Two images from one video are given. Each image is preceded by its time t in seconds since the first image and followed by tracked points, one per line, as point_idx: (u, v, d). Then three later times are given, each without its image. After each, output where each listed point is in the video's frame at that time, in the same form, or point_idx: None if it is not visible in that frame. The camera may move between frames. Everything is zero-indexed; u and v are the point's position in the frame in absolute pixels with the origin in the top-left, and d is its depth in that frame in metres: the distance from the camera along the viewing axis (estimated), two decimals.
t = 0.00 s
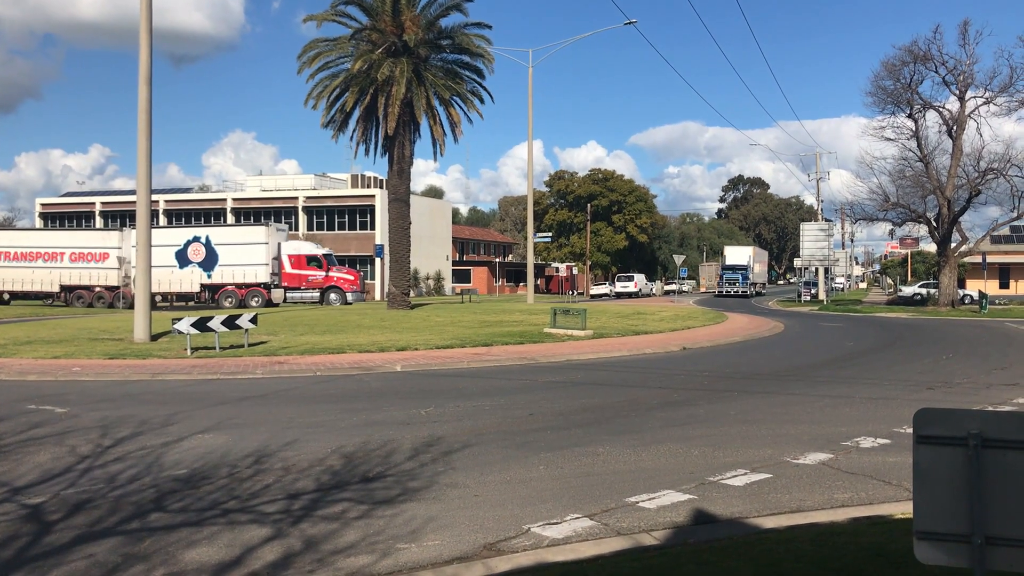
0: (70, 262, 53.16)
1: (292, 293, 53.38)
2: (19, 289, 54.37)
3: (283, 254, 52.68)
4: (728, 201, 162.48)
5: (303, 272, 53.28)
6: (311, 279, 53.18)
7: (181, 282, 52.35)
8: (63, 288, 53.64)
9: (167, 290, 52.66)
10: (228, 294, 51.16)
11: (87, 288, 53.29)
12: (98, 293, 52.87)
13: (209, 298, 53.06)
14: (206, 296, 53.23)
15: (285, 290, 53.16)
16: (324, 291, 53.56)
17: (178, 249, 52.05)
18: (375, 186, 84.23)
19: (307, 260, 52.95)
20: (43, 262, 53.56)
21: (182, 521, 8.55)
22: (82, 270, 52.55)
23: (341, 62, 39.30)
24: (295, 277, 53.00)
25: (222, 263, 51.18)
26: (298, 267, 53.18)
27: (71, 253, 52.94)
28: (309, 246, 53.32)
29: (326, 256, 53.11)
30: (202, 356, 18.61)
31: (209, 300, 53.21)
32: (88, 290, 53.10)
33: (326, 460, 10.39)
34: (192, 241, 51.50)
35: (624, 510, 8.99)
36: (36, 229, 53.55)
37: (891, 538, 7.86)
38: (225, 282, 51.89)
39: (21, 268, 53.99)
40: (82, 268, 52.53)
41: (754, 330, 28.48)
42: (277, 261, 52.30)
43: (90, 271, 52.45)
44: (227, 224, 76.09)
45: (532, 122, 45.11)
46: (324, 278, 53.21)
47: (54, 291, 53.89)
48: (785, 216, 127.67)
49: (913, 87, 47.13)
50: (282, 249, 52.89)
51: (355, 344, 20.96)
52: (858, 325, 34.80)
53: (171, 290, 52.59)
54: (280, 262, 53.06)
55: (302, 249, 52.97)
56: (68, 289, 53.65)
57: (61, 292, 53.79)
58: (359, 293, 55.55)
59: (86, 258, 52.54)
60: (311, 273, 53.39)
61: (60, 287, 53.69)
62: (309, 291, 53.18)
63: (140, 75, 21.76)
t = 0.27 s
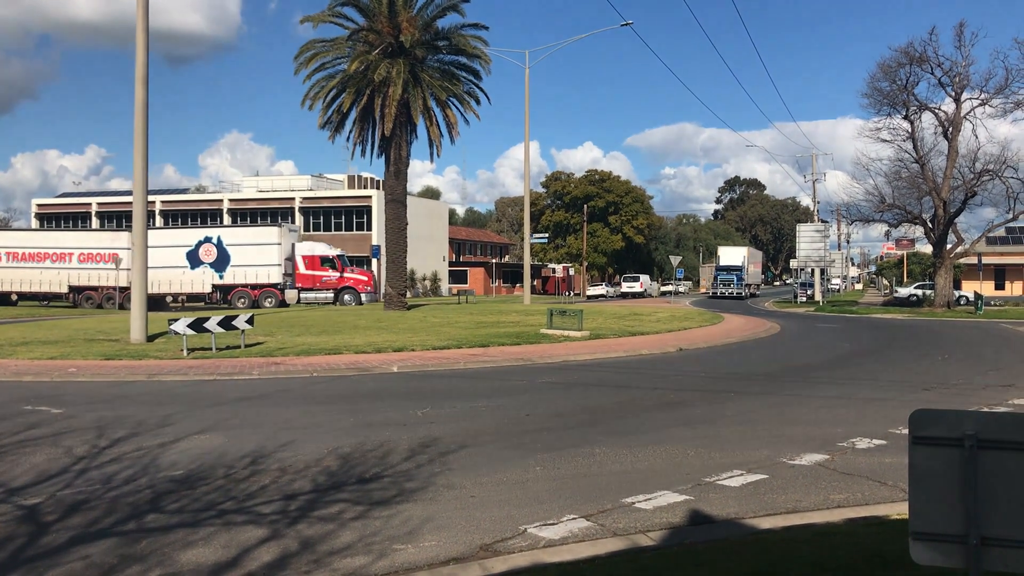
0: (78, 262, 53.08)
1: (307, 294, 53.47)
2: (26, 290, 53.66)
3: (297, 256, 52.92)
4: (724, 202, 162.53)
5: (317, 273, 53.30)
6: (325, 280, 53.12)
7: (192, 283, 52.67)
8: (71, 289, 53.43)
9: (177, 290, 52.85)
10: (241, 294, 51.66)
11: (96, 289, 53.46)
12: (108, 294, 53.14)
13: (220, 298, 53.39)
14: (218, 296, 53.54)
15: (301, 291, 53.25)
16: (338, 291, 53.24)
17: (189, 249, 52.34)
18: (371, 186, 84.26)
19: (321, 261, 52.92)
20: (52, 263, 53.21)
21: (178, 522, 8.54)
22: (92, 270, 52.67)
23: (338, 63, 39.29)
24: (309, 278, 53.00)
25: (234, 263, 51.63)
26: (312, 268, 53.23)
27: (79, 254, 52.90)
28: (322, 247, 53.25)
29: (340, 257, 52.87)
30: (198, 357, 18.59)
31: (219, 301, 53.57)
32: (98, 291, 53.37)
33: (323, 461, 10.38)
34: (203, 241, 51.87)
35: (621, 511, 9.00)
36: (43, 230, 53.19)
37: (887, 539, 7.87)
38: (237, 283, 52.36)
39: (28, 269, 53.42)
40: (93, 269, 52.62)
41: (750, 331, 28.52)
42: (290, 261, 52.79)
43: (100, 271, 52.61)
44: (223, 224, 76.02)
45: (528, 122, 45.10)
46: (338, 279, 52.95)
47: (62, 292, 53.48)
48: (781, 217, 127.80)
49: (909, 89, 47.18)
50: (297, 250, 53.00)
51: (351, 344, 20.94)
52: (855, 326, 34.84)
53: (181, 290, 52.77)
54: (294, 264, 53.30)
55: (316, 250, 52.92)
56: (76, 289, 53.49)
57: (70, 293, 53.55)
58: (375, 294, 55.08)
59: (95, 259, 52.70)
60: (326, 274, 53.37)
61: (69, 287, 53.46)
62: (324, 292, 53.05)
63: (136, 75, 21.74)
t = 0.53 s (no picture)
0: (85, 265, 53.01)
1: (320, 295, 54.54)
2: (31, 292, 53.49)
3: (310, 258, 53.90)
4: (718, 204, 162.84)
5: (330, 275, 54.50)
6: (339, 283, 54.51)
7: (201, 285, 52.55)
8: (78, 291, 53.36)
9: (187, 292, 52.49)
10: (254, 295, 51.91)
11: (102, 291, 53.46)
12: (115, 297, 52.85)
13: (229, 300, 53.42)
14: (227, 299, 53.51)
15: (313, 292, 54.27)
16: (351, 293, 54.55)
17: (199, 251, 52.31)
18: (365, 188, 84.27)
19: (334, 263, 54.20)
20: (59, 265, 53.06)
21: (172, 524, 8.52)
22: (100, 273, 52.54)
23: (332, 65, 39.25)
24: (323, 280, 54.17)
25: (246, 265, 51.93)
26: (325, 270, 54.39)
27: (87, 256, 52.78)
28: (335, 249, 54.63)
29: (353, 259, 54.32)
30: (192, 359, 18.56)
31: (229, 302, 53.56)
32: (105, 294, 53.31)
33: (316, 463, 10.38)
34: (214, 243, 52.03)
35: (615, 512, 9.02)
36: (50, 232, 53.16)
37: (880, 540, 7.90)
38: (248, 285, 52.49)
39: (34, 271, 53.20)
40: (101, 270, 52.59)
41: (744, 333, 28.58)
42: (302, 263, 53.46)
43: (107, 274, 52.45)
44: (217, 226, 75.96)
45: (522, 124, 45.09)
46: (351, 281, 54.33)
47: (68, 295, 53.31)
48: (774, 219, 127.86)
49: (902, 91, 47.30)
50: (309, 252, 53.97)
51: (345, 346, 20.94)
52: (848, 328, 34.97)
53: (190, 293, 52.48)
54: (308, 266, 54.39)
55: (329, 252, 54.18)
56: (83, 292, 53.46)
57: (76, 295, 53.43)
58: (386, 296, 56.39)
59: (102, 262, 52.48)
60: (339, 276, 54.64)
61: (75, 290, 53.37)
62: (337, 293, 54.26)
63: (130, 76, 21.69)
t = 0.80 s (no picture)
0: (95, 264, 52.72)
1: (334, 294, 56.36)
2: (40, 292, 53.35)
3: (325, 258, 55.36)
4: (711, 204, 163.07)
5: (345, 275, 56.09)
6: (353, 283, 56.11)
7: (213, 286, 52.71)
8: (88, 292, 53.18)
9: (198, 293, 52.21)
10: (268, 295, 52.81)
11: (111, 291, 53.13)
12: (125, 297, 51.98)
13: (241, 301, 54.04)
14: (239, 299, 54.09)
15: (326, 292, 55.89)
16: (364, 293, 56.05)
17: (211, 252, 52.35)
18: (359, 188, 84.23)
19: (349, 263, 55.81)
20: (68, 265, 52.84)
21: (165, 526, 8.50)
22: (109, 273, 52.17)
23: (326, 65, 39.21)
24: (337, 279, 55.75)
25: (259, 264, 52.76)
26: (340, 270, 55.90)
27: (96, 256, 52.46)
28: (350, 250, 56.19)
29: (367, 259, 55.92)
30: (186, 359, 18.51)
31: (241, 302, 54.11)
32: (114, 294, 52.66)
33: (311, 464, 10.36)
34: (227, 243, 52.52)
35: (609, 512, 9.03)
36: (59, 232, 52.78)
37: (874, 540, 7.92)
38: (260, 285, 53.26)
39: (42, 271, 53.00)
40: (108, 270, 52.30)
41: (738, 332, 28.62)
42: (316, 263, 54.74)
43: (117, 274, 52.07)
44: (211, 226, 75.82)
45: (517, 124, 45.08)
46: (365, 280, 55.90)
47: (77, 296, 53.17)
48: (768, 219, 128.04)
49: (895, 91, 47.41)
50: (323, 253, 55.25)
51: (339, 347, 20.91)
52: (841, 327, 35.03)
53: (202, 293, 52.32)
54: (323, 266, 55.89)
55: (344, 253, 55.74)
56: (93, 292, 53.27)
57: (86, 295, 53.30)
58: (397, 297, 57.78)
59: (111, 261, 52.10)
60: (353, 276, 56.27)
61: (84, 290, 53.18)
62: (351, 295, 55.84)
63: (124, 76, 21.63)
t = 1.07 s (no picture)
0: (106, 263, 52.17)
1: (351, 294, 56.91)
2: (51, 292, 53.11)
3: (342, 257, 56.20)
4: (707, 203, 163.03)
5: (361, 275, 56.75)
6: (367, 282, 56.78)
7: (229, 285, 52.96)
8: (100, 291, 52.87)
9: (213, 291, 52.36)
10: (286, 295, 52.92)
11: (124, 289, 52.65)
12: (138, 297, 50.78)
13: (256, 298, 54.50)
14: (254, 296, 54.69)
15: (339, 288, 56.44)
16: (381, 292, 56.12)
17: (227, 250, 52.32)
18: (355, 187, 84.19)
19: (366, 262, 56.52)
20: (79, 264, 52.47)
21: (160, 525, 8.49)
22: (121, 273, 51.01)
23: (321, 63, 39.13)
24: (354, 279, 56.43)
25: (276, 263, 53.14)
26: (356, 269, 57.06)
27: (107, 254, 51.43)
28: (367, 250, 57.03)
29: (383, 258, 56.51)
30: (181, 359, 18.49)
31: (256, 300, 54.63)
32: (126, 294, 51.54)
33: (306, 463, 10.34)
34: (243, 242, 52.74)
35: (604, 511, 9.03)
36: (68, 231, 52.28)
37: (870, 538, 7.93)
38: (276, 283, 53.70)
39: (53, 270, 52.71)
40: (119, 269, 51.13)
41: (733, 332, 28.64)
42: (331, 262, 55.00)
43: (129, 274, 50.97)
44: (207, 226, 75.67)
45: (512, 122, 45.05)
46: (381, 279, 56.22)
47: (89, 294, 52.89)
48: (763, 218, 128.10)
49: (889, 91, 47.50)
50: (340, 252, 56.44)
51: (334, 346, 20.91)
52: (836, 326, 35.08)
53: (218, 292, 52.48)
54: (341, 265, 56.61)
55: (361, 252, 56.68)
56: (105, 291, 53.04)
57: (98, 294, 53.01)
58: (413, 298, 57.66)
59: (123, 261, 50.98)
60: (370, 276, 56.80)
61: (96, 289, 52.89)
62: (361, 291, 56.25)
63: (118, 75, 21.57)
